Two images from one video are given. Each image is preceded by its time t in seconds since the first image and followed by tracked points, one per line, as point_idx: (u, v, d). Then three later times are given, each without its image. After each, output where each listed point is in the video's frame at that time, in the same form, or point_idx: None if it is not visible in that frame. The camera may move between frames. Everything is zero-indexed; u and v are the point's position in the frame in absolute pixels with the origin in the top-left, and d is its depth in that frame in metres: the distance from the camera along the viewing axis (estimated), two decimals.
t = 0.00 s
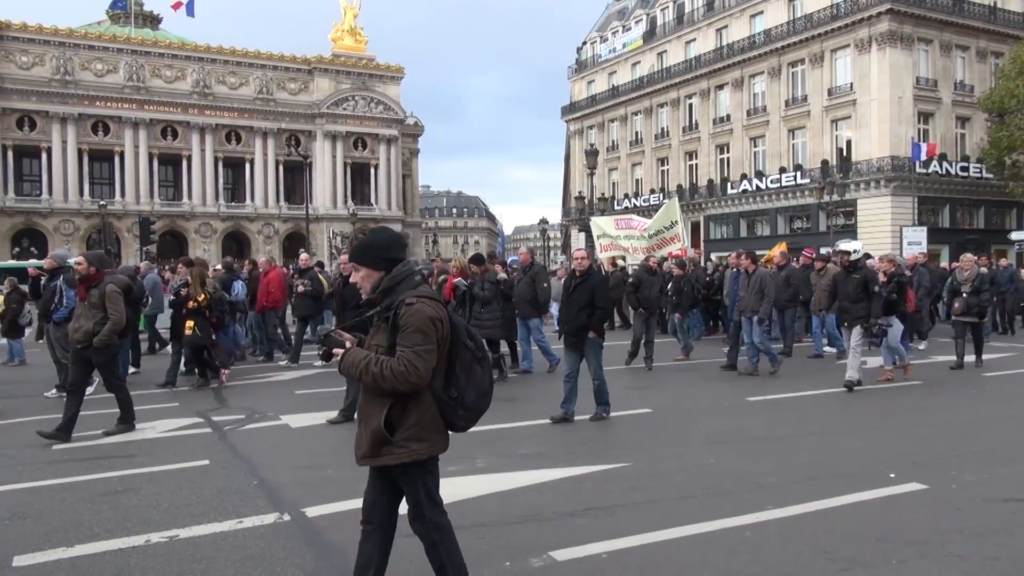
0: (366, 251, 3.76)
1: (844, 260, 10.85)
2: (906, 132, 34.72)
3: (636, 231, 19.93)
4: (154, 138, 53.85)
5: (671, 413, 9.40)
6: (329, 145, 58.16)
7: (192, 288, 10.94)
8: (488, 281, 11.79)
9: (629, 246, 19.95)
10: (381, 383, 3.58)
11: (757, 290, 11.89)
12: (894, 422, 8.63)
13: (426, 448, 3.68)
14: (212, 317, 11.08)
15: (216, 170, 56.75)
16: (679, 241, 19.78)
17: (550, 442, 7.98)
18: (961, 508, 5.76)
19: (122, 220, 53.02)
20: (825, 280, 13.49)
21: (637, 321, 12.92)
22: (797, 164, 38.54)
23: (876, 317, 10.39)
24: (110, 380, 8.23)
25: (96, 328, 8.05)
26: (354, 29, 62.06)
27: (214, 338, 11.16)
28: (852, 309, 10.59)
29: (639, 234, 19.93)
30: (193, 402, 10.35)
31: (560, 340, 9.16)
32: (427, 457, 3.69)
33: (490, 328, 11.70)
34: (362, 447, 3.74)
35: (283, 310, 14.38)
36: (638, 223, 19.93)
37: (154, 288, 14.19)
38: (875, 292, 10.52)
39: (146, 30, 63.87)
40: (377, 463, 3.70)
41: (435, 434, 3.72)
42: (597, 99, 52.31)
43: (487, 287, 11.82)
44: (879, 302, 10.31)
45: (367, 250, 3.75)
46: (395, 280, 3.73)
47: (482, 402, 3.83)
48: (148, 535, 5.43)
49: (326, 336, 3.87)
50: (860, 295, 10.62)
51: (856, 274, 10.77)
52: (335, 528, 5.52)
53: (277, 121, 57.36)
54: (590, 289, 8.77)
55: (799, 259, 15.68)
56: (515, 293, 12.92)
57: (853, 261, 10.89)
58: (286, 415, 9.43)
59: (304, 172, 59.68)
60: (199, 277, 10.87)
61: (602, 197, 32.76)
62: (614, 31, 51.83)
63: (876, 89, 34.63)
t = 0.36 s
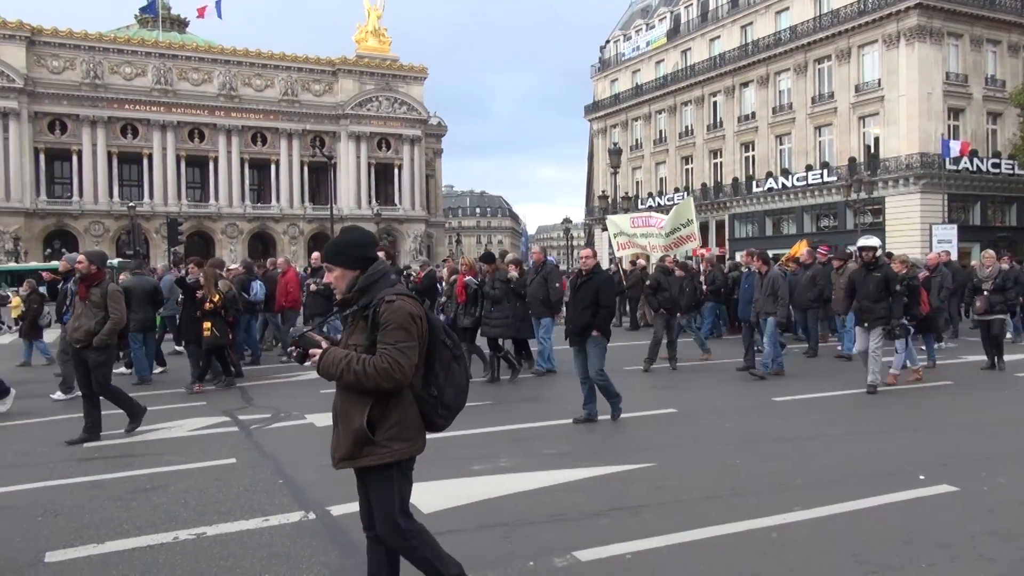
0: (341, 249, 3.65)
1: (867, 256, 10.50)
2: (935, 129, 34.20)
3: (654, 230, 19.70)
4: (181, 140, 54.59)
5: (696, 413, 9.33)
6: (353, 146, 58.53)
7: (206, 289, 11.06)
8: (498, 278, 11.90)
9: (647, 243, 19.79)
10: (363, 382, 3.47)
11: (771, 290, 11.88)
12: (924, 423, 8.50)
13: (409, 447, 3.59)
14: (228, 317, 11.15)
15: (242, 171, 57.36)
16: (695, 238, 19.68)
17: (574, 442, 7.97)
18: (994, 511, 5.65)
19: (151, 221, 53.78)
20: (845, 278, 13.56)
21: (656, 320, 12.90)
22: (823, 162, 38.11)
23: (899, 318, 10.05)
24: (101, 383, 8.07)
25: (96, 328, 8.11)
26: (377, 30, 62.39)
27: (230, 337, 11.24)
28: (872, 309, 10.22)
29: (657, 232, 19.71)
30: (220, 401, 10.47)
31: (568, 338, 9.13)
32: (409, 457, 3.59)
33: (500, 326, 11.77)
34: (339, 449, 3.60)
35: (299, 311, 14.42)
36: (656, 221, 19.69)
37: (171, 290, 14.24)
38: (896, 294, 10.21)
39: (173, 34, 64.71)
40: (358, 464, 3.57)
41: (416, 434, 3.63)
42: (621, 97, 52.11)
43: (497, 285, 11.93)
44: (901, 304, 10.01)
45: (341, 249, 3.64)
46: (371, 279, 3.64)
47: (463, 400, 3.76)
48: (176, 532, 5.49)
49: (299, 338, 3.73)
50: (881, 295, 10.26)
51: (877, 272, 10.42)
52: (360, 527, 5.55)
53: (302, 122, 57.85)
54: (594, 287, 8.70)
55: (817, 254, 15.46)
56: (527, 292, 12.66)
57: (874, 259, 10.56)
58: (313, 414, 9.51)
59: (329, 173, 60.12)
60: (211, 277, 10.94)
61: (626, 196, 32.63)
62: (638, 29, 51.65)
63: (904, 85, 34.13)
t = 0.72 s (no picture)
0: (328, 257, 3.53)
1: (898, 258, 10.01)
2: (976, 124, 33.47)
3: (682, 229, 19.62)
4: (217, 144, 55.45)
5: (730, 415, 9.23)
6: (385, 147, 58.92)
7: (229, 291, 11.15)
8: (519, 280, 11.86)
9: (675, 244, 19.72)
10: (374, 391, 3.38)
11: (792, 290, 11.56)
12: (965, 425, 8.30)
13: (419, 452, 3.53)
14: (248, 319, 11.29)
15: (276, 173, 58.11)
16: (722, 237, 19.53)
17: (607, 443, 7.94)
18: None
19: (188, 223, 54.69)
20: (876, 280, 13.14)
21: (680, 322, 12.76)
22: (860, 159, 37.46)
23: (930, 323, 9.67)
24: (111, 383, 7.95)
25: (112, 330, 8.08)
26: (409, 32, 62.79)
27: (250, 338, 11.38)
28: (905, 314, 9.70)
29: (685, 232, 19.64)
30: (256, 400, 10.62)
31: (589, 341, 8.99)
32: (419, 460, 3.53)
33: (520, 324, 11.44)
34: (348, 461, 3.49)
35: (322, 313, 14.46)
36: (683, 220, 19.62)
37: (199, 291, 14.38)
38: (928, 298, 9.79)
39: (209, 39, 65.76)
40: (369, 475, 3.48)
41: (425, 437, 3.56)
42: (652, 96, 51.81)
43: (518, 286, 11.85)
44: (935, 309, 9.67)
45: (328, 257, 3.52)
46: (364, 284, 3.53)
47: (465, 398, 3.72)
48: (212, 529, 5.58)
49: (293, 352, 3.59)
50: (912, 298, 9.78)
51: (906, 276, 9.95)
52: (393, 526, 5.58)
53: (334, 125, 58.44)
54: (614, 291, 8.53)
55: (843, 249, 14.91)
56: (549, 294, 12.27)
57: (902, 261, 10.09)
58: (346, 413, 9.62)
59: (361, 174, 60.61)
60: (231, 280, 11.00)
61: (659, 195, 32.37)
62: (669, 27, 51.31)
63: (943, 80, 33.40)
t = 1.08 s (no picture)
0: (337, 254, 3.30)
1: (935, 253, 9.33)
2: None
3: (718, 224, 19.40)
4: (261, 145, 56.43)
5: (772, 415, 9.08)
6: (425, 147, 59.31)
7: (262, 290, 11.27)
8: (547, 277, 11.88)
9: (712, 240, 19.53)
10: (386, 401, 3.15)
11: (827, 289, 11.24)
12: (1017, 427, 8.06)
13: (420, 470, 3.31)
14: (283, 316, 11.47)
15: (319, 173, 58.89)
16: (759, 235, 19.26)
17: (648, 442, 7.89)
18: None
19: (233, 223, 55.77)
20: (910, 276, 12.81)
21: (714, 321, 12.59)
22: (908, 154, 36.57)
23: (973, 319, 9.05)
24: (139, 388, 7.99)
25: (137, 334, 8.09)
26: (448, 32, 63.10)
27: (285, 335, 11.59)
28: (945, 309, 9.16)
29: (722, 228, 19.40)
30: (299, 397, 10.78)
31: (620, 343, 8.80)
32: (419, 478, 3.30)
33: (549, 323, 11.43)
34: (344, 475, 3.21)
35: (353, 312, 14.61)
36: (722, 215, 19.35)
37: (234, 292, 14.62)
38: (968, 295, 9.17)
39: (253, 42, 66.89)
40: (365, 495, 3.21)
41: (426, 454, 3.35)
42: (693, 92, 51.26)
43: (546, 284, 11.88)
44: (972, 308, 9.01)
45: (338, 254, 3.30)
46: (373, 284, 3.31)
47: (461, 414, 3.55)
48: (258, 524, 5.68)
49: (289, 355, 3.29)
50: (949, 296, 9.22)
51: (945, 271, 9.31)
52: (436, 523, 5.62)
53: (375, 125, 59.01)
54: (638, 290, 8.36)
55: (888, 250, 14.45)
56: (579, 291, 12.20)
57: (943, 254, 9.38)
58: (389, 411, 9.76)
59: (401, 174, 61.09)
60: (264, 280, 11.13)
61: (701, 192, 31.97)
62: (711, 22, 50.70)
63: (997, 72, 32.39)
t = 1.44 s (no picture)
0: (337, 252, 3.18)
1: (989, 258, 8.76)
2: None
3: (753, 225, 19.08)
4: (305, 147, 57.29)
5: (818, 417, 8.92)
6: (466, 147, 59.54)
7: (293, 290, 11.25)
8: (577, 278, 11.52)
9: (749, 240, 19.10)
10: (392, 413, 3.01)
11: (865, 290, 11.09)
12: None
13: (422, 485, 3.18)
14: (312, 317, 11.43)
15: (361, 174, 59.53)
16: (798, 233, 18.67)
17: (690, 443, 7.82)
18: None
19: (278, 224, 56.69)
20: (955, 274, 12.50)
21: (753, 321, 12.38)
22: (960, 149, 35.55)
23: None
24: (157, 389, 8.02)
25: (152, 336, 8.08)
26: (489, 32, 63.29)
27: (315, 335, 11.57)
28: (995, 314, 8.62)
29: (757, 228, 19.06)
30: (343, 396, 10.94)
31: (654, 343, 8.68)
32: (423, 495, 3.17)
33: (581, 326, 11.11)
34: (347, 494, 3.04)
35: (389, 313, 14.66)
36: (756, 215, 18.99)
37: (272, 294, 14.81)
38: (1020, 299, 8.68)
39: (298, 45, 67.94)
40: (368, 515, 3.05)
41: (428, 469, 3.22)
42: (737, 89, 50.56)
43: (576, 284, 11.50)
44: None
45: (336, 253, 3.18)
46: (373, 284, 3.18)
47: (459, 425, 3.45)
48: (303, 520, 5.77)
49: (282, 365, 3.03)
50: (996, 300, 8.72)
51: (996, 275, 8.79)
52: (476, 522, 5.64)
53: (417, 126, 59.48)
54: (668, 288, 8.31)
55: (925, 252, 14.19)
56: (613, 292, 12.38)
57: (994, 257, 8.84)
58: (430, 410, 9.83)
59: (442, 174, 61.44)
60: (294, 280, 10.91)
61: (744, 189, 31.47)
62: (754, 18, 50.01)
63: None
